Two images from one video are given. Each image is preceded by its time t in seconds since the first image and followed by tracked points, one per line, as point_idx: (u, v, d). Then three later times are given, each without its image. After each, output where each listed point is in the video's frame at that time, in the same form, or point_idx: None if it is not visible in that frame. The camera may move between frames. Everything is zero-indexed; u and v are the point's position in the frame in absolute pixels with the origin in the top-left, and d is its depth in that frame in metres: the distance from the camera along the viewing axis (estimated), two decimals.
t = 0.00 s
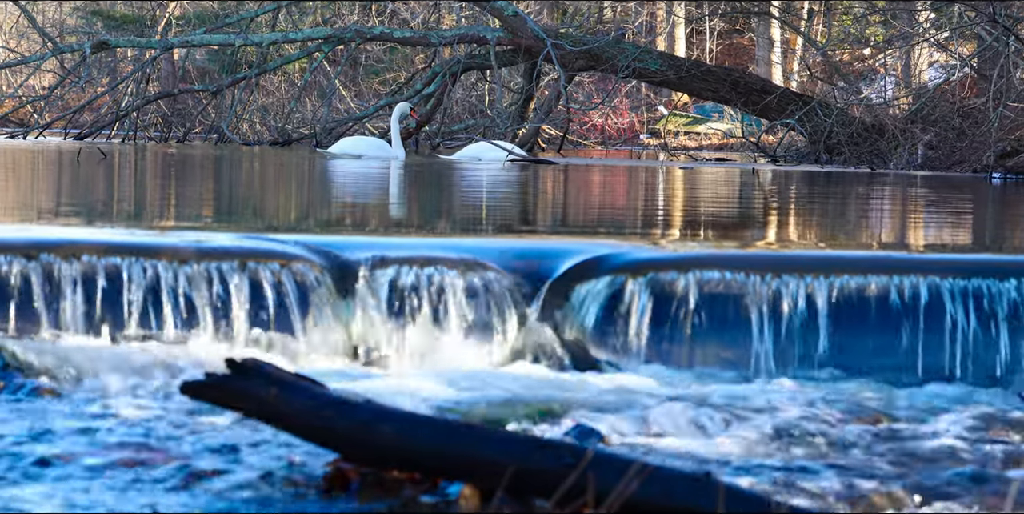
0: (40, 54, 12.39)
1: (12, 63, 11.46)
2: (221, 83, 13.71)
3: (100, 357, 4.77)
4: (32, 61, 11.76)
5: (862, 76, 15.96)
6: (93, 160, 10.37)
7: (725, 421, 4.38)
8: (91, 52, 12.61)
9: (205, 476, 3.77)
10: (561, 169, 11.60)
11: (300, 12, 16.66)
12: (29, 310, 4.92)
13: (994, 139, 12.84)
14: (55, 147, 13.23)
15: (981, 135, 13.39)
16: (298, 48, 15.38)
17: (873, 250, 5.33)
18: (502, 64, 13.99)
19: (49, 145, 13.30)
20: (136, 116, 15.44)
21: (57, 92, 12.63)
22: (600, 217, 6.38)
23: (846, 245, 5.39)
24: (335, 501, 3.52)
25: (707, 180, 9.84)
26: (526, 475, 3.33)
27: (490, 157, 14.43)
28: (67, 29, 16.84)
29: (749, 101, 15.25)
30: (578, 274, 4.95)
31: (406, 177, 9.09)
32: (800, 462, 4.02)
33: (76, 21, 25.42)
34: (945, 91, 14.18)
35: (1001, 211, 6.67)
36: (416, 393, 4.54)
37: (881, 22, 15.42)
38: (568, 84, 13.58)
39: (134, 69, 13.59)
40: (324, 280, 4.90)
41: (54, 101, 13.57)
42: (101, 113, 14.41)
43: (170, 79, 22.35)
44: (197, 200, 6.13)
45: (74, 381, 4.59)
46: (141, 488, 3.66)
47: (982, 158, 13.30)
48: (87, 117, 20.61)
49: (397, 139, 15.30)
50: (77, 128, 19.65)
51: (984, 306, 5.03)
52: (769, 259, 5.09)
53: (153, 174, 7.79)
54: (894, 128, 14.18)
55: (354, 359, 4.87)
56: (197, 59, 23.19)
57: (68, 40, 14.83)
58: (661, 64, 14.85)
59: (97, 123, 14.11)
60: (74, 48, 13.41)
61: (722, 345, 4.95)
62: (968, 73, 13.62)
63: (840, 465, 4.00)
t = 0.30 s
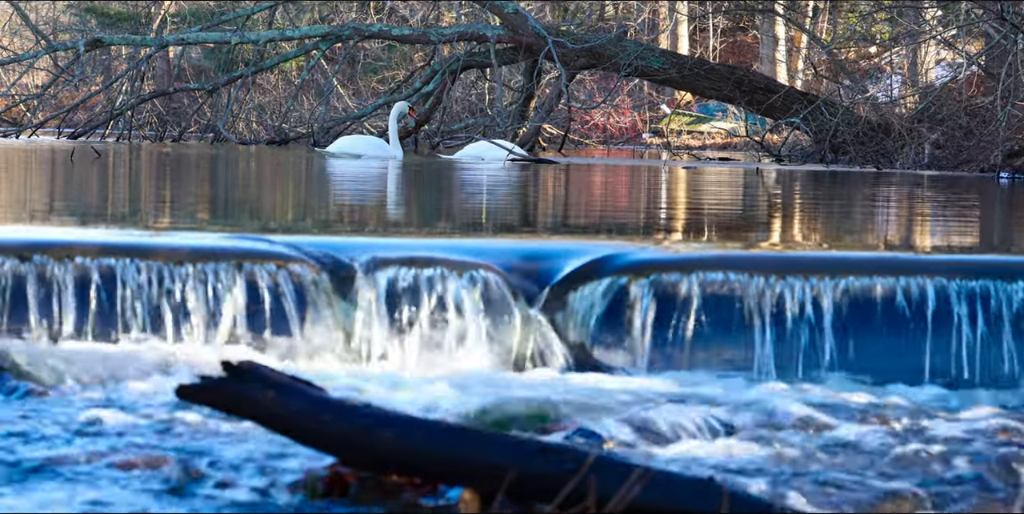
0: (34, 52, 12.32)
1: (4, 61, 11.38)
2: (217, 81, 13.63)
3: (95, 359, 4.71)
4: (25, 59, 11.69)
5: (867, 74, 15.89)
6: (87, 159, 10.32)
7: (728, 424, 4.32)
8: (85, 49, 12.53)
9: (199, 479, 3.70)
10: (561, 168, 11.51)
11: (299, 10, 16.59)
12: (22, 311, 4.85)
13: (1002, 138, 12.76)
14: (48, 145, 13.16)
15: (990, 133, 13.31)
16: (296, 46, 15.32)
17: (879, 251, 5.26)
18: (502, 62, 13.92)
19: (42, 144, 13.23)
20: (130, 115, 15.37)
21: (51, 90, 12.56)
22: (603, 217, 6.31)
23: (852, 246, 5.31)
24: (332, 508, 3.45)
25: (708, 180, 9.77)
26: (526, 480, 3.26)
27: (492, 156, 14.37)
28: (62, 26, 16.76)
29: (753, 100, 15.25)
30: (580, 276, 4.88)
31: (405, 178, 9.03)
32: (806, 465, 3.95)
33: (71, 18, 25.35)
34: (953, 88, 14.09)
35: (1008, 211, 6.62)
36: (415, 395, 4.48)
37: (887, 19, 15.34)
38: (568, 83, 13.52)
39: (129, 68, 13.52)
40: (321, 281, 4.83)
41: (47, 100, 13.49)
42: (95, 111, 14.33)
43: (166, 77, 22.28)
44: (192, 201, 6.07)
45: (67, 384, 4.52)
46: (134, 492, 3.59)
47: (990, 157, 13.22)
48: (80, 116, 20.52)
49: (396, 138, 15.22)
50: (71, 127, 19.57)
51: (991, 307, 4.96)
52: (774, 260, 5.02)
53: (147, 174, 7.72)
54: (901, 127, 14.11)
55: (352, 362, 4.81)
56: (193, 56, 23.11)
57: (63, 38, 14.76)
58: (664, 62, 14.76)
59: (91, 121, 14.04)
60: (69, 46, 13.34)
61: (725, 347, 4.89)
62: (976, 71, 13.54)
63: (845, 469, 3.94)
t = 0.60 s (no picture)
0: (26, 50, 12.24)
1: None
2: (213, 80, 13.55)
3: (89, 361, 4.65)
4: (19, 57, 11.61)
5: (872, 71, 15.82)
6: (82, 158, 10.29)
7: (732, 427, 4.25)
8: (79, 46, 12.46)
9: (194, 483, 3.64)
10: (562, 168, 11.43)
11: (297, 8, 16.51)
12: (16, 313, 4.79)
13: (1009, 137, 12.70)
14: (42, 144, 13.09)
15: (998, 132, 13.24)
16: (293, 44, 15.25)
17: (885, 253, 5.19)
18: (503, 60, 13.86)
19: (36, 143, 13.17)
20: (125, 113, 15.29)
21: (45, 88, 12.50)
22: (605, 218, 6.24)
23: (857, 247, 5.25)
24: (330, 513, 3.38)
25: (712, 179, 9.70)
26: (528, 483, 3.19)
27: (491, 155, 14.30)
28: (57, 24, 16.68)
29: (757, 99, 15.24)
30: (580, 277, 4.81)
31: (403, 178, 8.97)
32: (812, 469, 3.89)
33: (67, 14, 25.29)
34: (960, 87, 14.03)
35: (1017, 211, 6.57)
36: (414, 399, 4.41)
37: (893, 17, 15.28)
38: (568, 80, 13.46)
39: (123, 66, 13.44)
40: (319, 282, 4.75)
41: (41, 98, 13.42)
42: (89, 110, 14.25)
43: (161, 75, 22.21)
44: (187, 201, 6.01)
45: (61, 387, 4.46)
46: (127, 496, 3.52)
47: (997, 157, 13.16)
48: (75, 114, 20.44)
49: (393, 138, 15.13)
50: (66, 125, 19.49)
51: (999, 309, 4.90)
52: (778, 261, 4.95)
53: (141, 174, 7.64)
54: (907, 126, 14.05)
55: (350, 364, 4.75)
56: (189, 54, 23.04)
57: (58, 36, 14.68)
58: (666, 60, 14.72)
59: (85, 120, 13.97)
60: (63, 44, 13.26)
61: (728, 350, 4.83)
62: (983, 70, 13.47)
63: (852, 473, 3.87)
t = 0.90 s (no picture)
0: (19, 48, 12.18)
1: None
2: (209, 78, 13.49)
3: (82, 364, 4.58)
4: (11, 55, 11.55)
5: (879, 70, 15.74)
6: (75, 158, 10.24)
7: (735, 431, 4.18)
8: (72, 44, 12.39)
9: (187, 488, 3.57)
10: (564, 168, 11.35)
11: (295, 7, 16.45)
12: (8, 314, 4.72)
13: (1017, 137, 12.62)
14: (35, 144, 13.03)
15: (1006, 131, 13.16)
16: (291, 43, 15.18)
17: (892, 253, 5.12)
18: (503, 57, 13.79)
19: (30, 143, 13.11)
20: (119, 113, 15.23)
21: (38, 87, 12.43)
22: (608, 218, 6.18)
23: (863, 248, 5.17)
24: None
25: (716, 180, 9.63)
26: (529, 489, 3.12)
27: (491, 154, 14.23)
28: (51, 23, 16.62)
29: (761, 97, 15.12)
30: (582, 279, 4.74)
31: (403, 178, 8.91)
32: (816, 473, 3.82)
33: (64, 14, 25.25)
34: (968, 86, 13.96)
35: None
36: (411, 402, 4.34)
37: (898, 16, 15.21)
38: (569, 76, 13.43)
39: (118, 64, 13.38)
40: (317, 284, 4.69)
41: (35, 97, 13.36)
42: (84, 109, 14.19)
43: (156, 74, 22.14)
44: (182, 201, 5.95)
45: (54, 390, 4.39)
46: (117, 501, 3.45)
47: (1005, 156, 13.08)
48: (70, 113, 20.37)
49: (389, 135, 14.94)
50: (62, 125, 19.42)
51: (1007, 311, 4.83)
52: (783, 262, 4.88)
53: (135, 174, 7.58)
54: (915, 125, 13.99)
55: (348, 368, 4.67)
56: (185, 54, 22.98)
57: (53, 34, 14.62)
58: (669, 58, 14.65)
59: (79, 119, 13.91)
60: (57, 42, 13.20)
61: (732, 353, 4.75)
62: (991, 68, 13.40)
63: (858, 477, 3.80)
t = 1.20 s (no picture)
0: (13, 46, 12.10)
1: None
2: (204, 76, 13.41)
3: (76, 367, 4.52)
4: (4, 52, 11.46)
5: (884, 68, 15.67)
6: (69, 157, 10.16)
7: (738, 435, 4.11)
8: (65, 42, 12.31)
9: (181, 492, 3.50)
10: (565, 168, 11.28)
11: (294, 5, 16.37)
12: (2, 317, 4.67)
13: None
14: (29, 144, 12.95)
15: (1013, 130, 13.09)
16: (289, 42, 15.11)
17: (898, 255, 5.05)
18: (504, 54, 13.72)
19: (23, 141, 13.02)
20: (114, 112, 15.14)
21: (31, 85, 12.36)
22: (610, 218, 6.11)
23: (869, 249, 5.09)
24: None
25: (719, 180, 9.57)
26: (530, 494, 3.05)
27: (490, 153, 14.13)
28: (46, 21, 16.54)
29: (765, 96, 15.04)
30: (584, 280, 4.65)
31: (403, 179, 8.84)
32: (821, 477, 3.75)
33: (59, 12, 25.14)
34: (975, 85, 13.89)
35: None
36: (409, 405, 4.27)
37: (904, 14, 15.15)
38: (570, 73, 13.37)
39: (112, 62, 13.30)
40: (314, 285, 4.61)
41: (28, 96, 13.28)
42: (78, 109, 14.10)
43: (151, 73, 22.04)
44: (177, 202, 5.87)
45: (47, 394, 4.33)
46: (110, 506, 3.39)
47: (1013, 155, 13.01)
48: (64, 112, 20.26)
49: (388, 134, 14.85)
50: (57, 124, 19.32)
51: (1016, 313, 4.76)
52: (788, 263, 4.81)
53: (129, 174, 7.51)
54: (922, 124, 13.94)
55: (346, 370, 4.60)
56: (180, 52, 22.88)
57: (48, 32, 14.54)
58: (672, 56, 14.62)
59: (72, 118, 13.82)
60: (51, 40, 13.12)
61: (735, 356, 4.68)
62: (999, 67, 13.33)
63: (864, 481, 3.73)
